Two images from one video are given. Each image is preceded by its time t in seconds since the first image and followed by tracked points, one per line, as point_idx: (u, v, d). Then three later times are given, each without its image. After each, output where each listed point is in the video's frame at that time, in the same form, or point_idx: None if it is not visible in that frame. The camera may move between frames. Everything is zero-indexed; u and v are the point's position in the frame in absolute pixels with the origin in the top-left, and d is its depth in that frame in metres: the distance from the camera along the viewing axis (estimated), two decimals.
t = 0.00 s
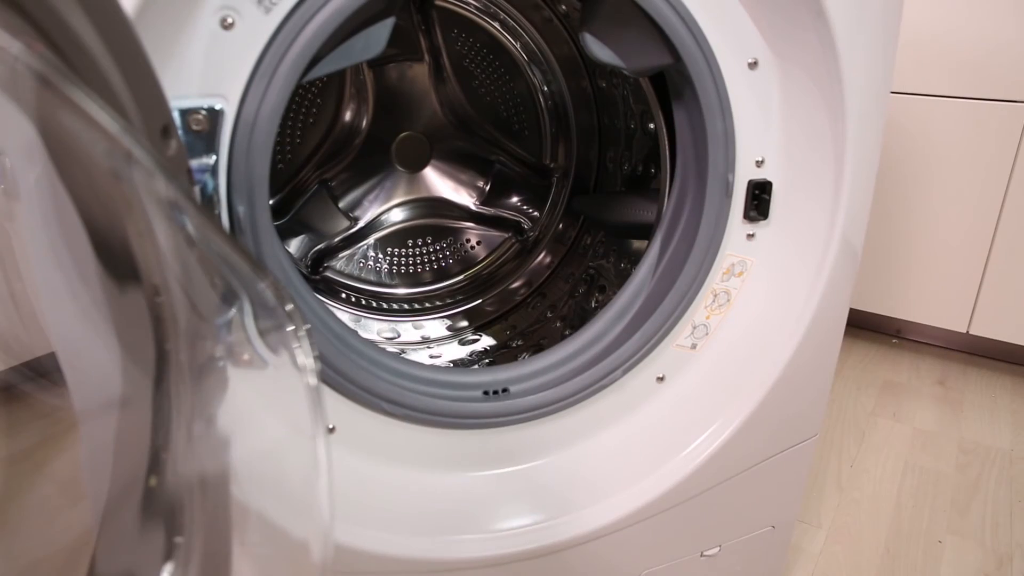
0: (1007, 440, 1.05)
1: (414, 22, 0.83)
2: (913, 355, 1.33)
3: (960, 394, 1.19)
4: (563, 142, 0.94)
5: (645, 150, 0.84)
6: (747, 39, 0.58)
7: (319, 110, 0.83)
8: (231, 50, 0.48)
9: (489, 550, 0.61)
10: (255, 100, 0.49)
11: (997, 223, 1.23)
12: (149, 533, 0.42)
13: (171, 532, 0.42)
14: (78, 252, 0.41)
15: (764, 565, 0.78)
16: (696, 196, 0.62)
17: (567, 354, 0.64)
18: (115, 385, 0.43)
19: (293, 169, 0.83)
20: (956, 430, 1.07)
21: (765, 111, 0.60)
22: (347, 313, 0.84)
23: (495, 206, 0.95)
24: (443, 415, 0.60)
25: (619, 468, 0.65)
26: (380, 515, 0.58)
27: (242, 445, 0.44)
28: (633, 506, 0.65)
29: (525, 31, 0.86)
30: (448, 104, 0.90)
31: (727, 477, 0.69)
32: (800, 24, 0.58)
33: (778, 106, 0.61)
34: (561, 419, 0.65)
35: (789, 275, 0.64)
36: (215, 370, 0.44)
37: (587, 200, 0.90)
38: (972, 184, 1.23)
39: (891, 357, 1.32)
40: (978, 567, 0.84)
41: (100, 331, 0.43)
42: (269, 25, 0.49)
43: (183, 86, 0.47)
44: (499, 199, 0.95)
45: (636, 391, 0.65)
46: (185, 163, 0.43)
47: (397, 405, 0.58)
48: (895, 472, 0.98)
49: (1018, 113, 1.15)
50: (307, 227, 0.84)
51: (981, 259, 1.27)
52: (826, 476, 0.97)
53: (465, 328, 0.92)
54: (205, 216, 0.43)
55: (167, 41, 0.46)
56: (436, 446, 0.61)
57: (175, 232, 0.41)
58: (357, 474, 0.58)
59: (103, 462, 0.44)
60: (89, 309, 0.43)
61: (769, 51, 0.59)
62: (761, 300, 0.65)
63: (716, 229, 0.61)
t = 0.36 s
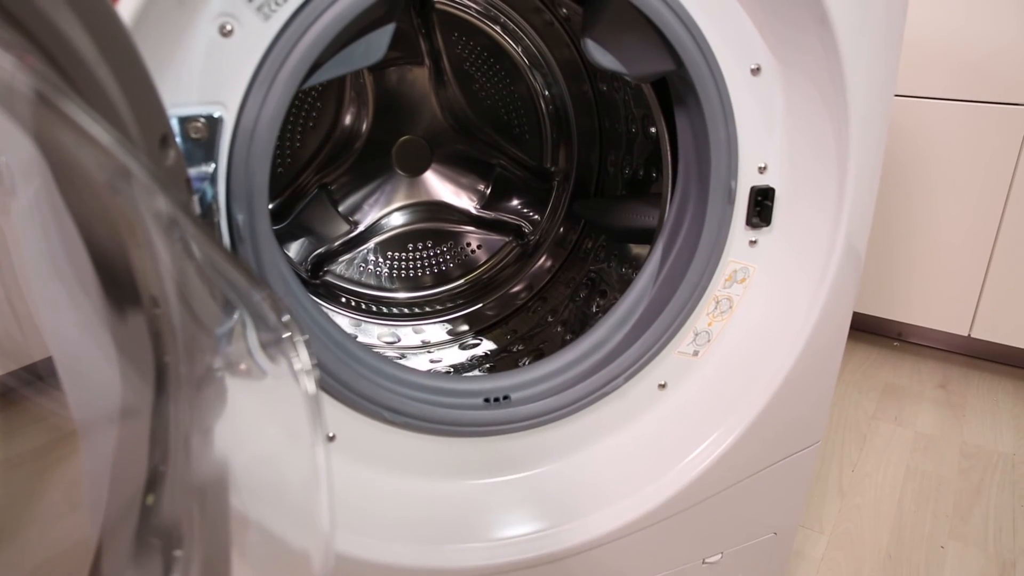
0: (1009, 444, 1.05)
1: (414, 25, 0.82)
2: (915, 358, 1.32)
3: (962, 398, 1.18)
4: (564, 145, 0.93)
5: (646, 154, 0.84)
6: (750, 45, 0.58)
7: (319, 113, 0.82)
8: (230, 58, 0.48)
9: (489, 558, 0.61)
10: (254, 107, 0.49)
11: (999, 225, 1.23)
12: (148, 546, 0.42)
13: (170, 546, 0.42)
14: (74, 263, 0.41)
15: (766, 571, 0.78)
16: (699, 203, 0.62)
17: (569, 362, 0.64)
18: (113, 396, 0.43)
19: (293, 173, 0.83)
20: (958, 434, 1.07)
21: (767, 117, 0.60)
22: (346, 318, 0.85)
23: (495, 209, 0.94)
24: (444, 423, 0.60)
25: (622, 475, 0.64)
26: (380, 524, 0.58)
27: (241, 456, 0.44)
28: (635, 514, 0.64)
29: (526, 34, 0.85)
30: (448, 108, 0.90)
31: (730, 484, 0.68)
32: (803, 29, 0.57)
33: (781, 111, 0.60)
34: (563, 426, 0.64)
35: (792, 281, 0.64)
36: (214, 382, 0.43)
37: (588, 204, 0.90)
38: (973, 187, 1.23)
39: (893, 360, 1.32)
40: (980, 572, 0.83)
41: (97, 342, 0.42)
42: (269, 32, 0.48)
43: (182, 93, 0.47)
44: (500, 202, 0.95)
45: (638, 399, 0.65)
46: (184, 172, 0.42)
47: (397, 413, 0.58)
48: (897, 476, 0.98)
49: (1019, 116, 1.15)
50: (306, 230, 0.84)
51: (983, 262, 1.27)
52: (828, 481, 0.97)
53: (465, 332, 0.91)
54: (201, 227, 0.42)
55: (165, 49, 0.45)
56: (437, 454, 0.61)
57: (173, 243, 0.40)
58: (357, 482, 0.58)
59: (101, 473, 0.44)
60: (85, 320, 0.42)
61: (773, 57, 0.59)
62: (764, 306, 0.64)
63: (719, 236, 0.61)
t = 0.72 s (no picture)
0: (1011, 449, 1.05)
1: (414, 28, 0.81)
2: (916, 362, 1.32)
3: (964, 402, 1.18)
4: (565, 149, 0.93)
5: (647, 159, 0.84)
6: (753, 51, 0.57)
7: (319, 117, 0.82)
8: (229, 66, 0.47)
9: (492, 567, 0.60)
10: (254, 116, 0.48)
11: (1001, 229, 1.23)
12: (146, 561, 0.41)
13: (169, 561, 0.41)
14: (68, 274, 0.40)
15: None
16: (701, 210, 0.61)
17: (570, 370, 0.64)
18: (110, 407, 0.42)
19: (293, 177, 0.82)
20: (960, 439, 1.06)
21: (770, 123, 0.59)
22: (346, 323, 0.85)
23: (495, 213, 0.94)
24: (445, 432, 0.59)
25: (624, 483, 0.64)
26: (381, 534, 0.57)
27: (240, 468, 0.44)
28: (637, 523, 0.64)
29: (527, 38, 0.85)
30: (448, 111, 0.89)
31: (733, 492, 0.68)
32: (807, 36, 0.57)
33: (784, 118, 0.60)
34: (564, 434, 0.64)
35: (794, 288, 0.64)
36: (213, 395, 0.43)
37: (589, 209, 0.90)
38: (975, 191, 1.23)
39: (894, 363, 1.31)
40: None
41: (91, 354, 0.41)
42: (268, 40, 0.48)
43: (181, 102, 0.46)
44: (500, 206, 0.94)
45: (640, 406, 0.65)
46: (182, 183, 0.42)
47: (398, 422, 0.58)
48: (899, 481, 0.97)
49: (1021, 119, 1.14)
50: (307, 233, 0.84)
51: (985, 265, 1.26)
52: (830, 486, 0.97)
53: (466, 337, 0.91)
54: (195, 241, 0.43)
55: (163, 58, 0.45)
56: (438, 463, 0.61)
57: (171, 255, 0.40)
58: (357, 491, 0.57)
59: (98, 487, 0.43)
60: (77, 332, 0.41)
61: (776, 64, 0.58)
62: (766, 314, 0.64)
63: (721, 243, 0.60)
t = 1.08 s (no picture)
0: (1013, 454, 1.04)
1: (415, 33, 0.80)
2: (918, 366, 1.32)
3: (967, 407, 1.17)
4: (566, 154, 0.92)
5: (648, 164, 0.83)
6: (757, 59, 0.57)
7: (319, 122, 0.81)
8: (228, 76, 0.47)
9: None
10: (253, 126, 0.48)
11: (1004, 232, 1.22)
12: None
13: None
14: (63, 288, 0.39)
15: None
16: (704, 219, 0.61)
17: (572, 378, 0.63)
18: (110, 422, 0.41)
19: (293, 182, 0.82)
20: (962, 444, 1.06)
21: (773, 131, 0.59)
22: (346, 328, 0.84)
23: (496, 218, 0.93)
24: (446, 442, 0.59)
25: (627, 492, 0.64)
26: (381, 545, 0.57)
27: (239, 480, 0.44)
28: (640, 533, 0.63)
29: (528, 43, 0.84)
30: (449, 116, 0.88)
31: (735, 501, 0.68)
32: (810, 44, 0.56)
33: (788, 126, 0.59)
34: (567, 444, 0.63)
35: (797, 297, 0.63)
36: (213, 410, 0.43)
37: (590, 214, 0.89)
38: (978, 195, 1.22)
39: (896, 368, 1.31)
40: None
41: (91, 367, 0.41)
42: (267, 50, 0.47)
43: (180, 112, 0.46)
44: (501, 210, 0.94)
45: (643, 416, 0.64)
46: (181, 195, 0.42)
47: (399, 433, 0.57)
48: (901, 487, 0.97)
49: None
50: (307, 237, 0.84)
51: (987, 269, 1.26)
52: (831, 492, 0.96)
53: (467, 342, 0.91)
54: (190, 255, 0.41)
55: (160, 67, 0.44)
56: (437, 473, 0.60)
57: (165, 273, 0.38)
58: (356, 502, 0.57)
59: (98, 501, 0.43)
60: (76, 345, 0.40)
61: (780, 72, 0.58)
62: (769, 322, 0.64)
63: (725, 252, 0.60)
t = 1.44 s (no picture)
0: (1016, 459, 1.04)
1: (416, 36, 0.80)
2: (919, 371, 1.31)
3: (969, 411, 1.17)
4: (568, 158, 0.92)
5: (650, 169, 0.83)
6: (762, 66, 0.56)
7: (319, 127, 0.81)
8: (227, 85, 0.46)
9: None
10: (252, 136, 0.47)
11: (1006, 236, 1.22)
12: None
13: None
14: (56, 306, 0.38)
15: None
16: (707, 227, 0.60)
17: (574, 387, 0.63)
18: (106, 439, 0.41)
19: (293, 187, 0.82)
20: (964, 449, 1.06)
21: (778, 139, 0.58)
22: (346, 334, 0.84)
23: (497, 222, 0.93)
24: (446, 452, 0.59)
25: (629, 502, 0.63)
26: (381, 553, 0.57)
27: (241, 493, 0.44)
28: (642, 542, 0.63)
29: (531, 49, 0.84)
30: (450, 120, 0.88)
31: (739, 510, 0.67)
32: (815, 50, 0.56)
33: (792, 134, 0.59)
34: (569, 453, 0.63)
35: (800, 306, 0.63)
36: (212, 428, 0.43)
37: (591, 219, 0.89)
38: (980, 198, 1.22)
39: (898, 372, 1.30)
40: None
41: (83, 386, 0.40)
42: (267, 59, 0.47)
43: (178, 122, 0.45)
44: (502, 214, 0.93)
45: (645, 425, 0.64)
46: (179, 208, 0.41)
47: (400, 443, 0.57)
48: (903, 493, 0.96)
49: None
50: (307, 242, 0.83)
51: (990, 273, 1.25)
52: (833, 497, 0.96)
53: (468, 347, 0.90)
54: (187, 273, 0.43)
55: (159, 77, 0.44)
56: (438, 483, 0.60)
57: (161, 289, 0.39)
58: (356, 512, 0.56)
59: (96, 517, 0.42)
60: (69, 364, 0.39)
61: (785, 79, 0.57)
62: (772, 331, 0.63)
63: (728, 261, 0.59)
